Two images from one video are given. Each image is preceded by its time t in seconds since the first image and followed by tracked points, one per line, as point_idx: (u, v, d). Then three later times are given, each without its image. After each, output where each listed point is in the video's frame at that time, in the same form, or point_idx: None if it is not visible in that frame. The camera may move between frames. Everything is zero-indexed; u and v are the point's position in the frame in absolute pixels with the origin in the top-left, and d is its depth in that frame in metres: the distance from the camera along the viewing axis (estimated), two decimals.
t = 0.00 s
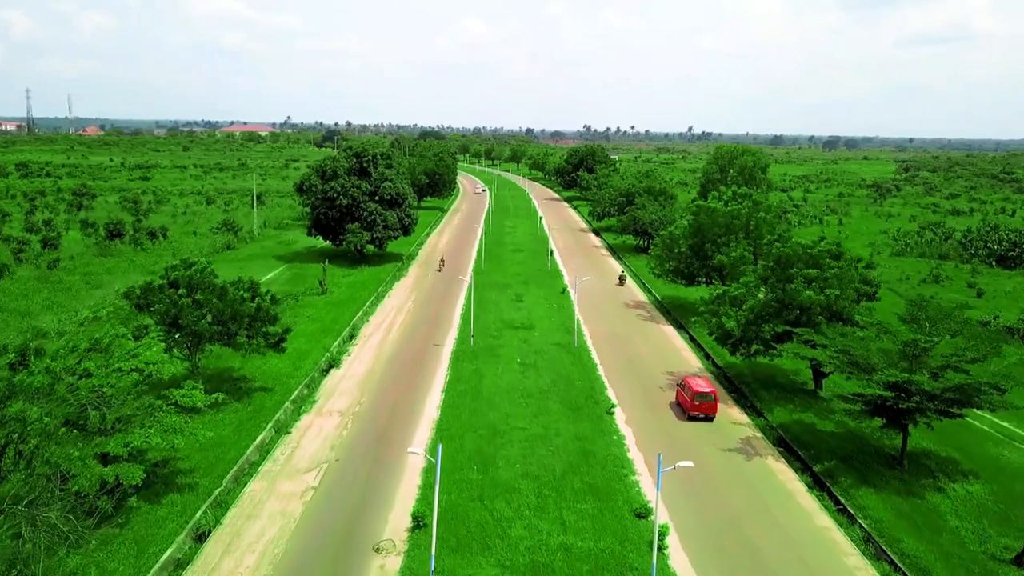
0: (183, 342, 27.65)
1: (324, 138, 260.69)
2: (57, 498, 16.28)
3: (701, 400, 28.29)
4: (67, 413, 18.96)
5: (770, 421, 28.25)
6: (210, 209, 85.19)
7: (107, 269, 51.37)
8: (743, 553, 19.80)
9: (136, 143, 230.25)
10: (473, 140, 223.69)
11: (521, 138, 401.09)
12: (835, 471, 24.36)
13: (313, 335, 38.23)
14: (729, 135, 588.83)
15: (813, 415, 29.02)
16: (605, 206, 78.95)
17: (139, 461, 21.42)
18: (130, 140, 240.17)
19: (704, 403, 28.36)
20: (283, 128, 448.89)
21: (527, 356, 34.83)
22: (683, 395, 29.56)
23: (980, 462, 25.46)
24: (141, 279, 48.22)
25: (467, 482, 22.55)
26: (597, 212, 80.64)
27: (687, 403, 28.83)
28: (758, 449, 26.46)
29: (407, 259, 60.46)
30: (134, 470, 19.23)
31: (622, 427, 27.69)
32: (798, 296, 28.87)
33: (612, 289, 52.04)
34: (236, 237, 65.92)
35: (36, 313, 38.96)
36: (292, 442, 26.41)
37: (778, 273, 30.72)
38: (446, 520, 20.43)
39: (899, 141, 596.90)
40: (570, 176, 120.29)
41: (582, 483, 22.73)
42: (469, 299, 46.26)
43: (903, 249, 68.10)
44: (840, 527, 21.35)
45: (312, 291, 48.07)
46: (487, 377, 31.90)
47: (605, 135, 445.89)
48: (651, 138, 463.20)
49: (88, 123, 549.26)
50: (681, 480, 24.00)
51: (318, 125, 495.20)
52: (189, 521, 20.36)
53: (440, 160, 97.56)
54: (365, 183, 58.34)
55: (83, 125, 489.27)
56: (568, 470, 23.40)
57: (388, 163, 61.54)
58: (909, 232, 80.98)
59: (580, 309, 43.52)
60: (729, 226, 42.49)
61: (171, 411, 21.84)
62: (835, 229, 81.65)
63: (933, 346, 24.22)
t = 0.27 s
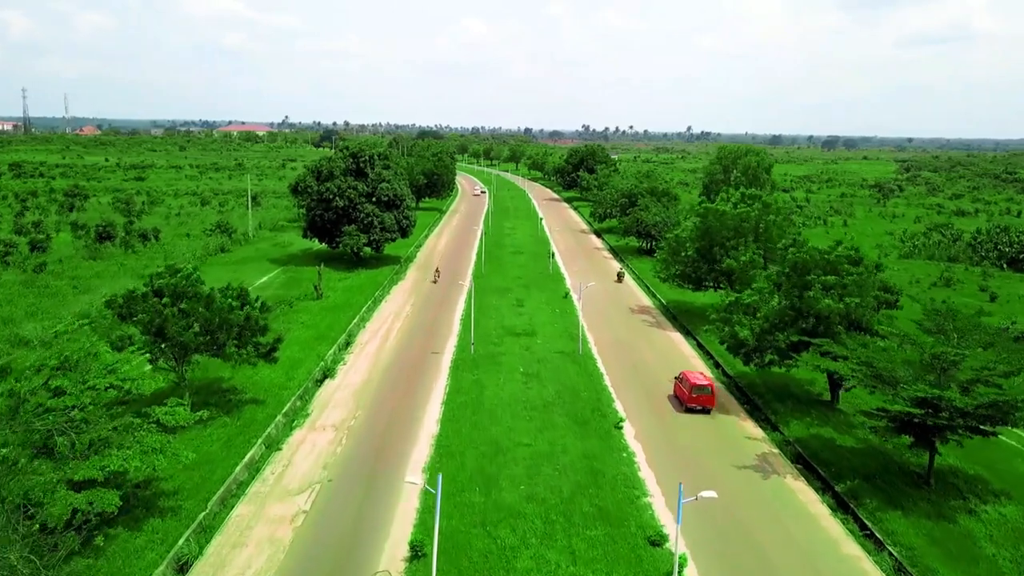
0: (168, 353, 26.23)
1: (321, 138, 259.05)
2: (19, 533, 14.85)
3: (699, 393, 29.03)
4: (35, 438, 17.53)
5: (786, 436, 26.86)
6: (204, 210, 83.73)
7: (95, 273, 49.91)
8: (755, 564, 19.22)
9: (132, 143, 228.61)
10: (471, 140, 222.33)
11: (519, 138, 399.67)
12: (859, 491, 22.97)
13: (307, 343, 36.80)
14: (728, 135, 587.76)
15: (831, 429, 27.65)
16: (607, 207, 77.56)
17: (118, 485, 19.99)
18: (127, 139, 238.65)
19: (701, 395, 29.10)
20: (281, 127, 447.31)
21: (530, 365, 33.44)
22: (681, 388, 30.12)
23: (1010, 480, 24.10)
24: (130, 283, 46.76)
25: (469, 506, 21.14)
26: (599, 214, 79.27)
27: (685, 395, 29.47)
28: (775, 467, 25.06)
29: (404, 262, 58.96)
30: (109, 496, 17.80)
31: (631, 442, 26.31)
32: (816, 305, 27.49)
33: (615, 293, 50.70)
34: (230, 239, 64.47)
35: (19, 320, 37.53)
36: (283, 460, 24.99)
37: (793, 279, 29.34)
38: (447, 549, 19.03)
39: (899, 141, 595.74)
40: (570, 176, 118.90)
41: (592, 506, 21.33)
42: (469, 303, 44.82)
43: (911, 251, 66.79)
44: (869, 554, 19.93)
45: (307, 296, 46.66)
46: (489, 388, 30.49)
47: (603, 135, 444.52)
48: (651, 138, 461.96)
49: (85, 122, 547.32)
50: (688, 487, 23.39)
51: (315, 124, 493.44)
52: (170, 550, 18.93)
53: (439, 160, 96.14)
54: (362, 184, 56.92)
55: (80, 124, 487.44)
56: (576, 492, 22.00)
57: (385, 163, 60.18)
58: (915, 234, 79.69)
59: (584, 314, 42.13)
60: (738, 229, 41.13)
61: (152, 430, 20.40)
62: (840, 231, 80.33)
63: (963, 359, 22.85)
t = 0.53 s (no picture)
0: (151, 364, 24.95)
1: (316, 137, 256.90)
2: None
3: (692, 386, 29.62)
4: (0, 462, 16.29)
5: (799, 450, 25.69)
6: (196, 211, 82.33)
7: (81, 277, 48.54)
8: (758, 567, 19.11)
9: (125, 143, 226.75)
10: (466, 140, 221.11)
11: (515, 137, 398.46)
12: (878, 510, 21.81)
13: (298, 350, 35.54)
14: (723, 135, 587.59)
15: (845, 442, 26.48)
16: (605, 209, 76.39)
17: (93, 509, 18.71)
18: (119, 139, 236.73)
19: (696, 388, 29.65)
20: (275, 127, 445.41)
21: (530, 373, 32.22)
22: (676, 381, 30.74)
23: None
24: (117, 288, 45.44)
25: (467, 529, 19.91)
26: (597, 215, 78.10)
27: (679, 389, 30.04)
28: (788, 483, 23.87)
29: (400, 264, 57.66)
30: (81, 522, 16.52)
31: (637, 457, 25.10)
32: (830, 312, 26.29)
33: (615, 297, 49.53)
34: (222, 241, 63.13)
35: None
36: (271, 477, 23.71)
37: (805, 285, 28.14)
38: None
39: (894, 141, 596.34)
40: (566, 176, 117.72)
41: (598, 529, 20.12)
42: (466, 308, 43.54)
43: (915, 253, 65.77)
44: None
45: (300, 301, 45.39)
46: (487, 398, 29.26)
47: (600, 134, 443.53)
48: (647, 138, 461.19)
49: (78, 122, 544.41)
50: (687, 488, 23.35)
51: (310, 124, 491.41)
52: None
53: (434, 160, 94.85)
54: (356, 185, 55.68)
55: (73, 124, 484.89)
56: (580, 513, 20.79)
57: (380, 164, 58.94)
58: (918, 235, 78.73)
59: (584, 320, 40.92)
60: (743, 232, 39.98)
61: (128, 451, 19.13)
62: (842, 232, 79.30)
63: (988, 370, 21.68)
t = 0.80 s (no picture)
0: (130, 379, 23.46)
1: (311, 138, 255.22)
2: None
3: (688, 379, 30.32)
4: None
5: (817, 468, 24.28)
6: (188, 213, 80.73)
7: (66, 281, 47.01)
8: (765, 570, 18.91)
9: (119, 143, 224.88)
10: (463, 140, 219.74)
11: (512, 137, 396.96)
12: (906, 536, 20.42)
13: (289, 360, 34.08)
14: (720, 135, 586.88)
15: (866, 459, 25.10)
16: (605, 210, 74.99)
17: (62, 541, 17.24)
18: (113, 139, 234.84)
19: (691, 380, 30.35)
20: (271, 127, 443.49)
21: (532, 384, 30.79)
22: (671, 374, 31.39)
23: None
24: (102, 294, 43.94)
25: (468, 560, 18.45)
26: (597, 216, 76.72)
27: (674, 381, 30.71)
28: (809, 505, 22.43)
29: (395, 268, 56.15)
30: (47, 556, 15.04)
31: (647, 477, 23.64)
32: (850, 323, 24.89)
33: (618, 301, 48.13)
34: (213, 244, 61.61)
35: None
36: (257, 500, 22.21)
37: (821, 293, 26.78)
38: None
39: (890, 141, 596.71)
40: (565, 177, 116.33)
41: (609, 559, 18.69)
42: (464, 314, 42.06)
43: (922, 256, 64.52)
44: None
45: (292, 307, 43.93)
46: (488, 412, 27.82)
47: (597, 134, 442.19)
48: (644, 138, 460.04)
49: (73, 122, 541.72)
50: (688, 492, 22.99)
51: (306, 124, 489.35)
52: None
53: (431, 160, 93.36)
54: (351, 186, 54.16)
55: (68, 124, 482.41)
56: (589, 541, 19.36)
57: (376, 164, 57.41)
58: (922, 237, 77.53)
59: (587, 327, 39.50)
60: (752, 235, 38.59)
61: (100, 479, 17.67)
62: (846, 234, 77.99)
63: None
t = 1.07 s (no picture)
0: (112, 394, 22.15)
1: (308, 138, 253.62)
2: None
3: (685, 373, 31.08)
4: None
5: (837, 486, 23.07)
6: (181, 214, 79.38)
7: (54, 286, 45.71)
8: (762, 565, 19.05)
9: (115, 143, 223.22)
10: (461, 140, 218.34)
11: (511, 137, 395.82)
12: (936, 562, 19.23)
13: (282, 369, 32.83)
14: (719, 134, 585.99)
15: (887, 476, 23.92)
16: (606, 211, 73.82)
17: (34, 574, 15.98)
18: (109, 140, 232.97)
19: (688, 374, 31.07)
20: (268, 127, 441.72)
21: (535, 395, 29.59)
22: (668, 369, 32.15)
23: None
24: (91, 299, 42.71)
25: None
26: (598, 217, 75.48)
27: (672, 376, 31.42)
28: (830, 527, 21.18)
29: (393, 270, 54.88)
30: None
31: (658, 496, 22.44)
32: (871, 333, 23.66)
33: (621, 306, 46.94)
34: (206, 246, 60.36)
35: None
36: (246, 522, 20.94)
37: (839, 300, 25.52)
38: None
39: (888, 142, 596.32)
40: (564, 177, 115.08)
41: None
42: (463, 320, 40.83)
43: (929, 258, 63.41)
44: None
45: (286, 312, 42.67)
46: (490, 425, 26.60)
47: (595, 134, 441.18)
48: (642, 138, 459.09)
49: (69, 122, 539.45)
50: (686, 487, 23.14)
51: (304, 123, 487.85)
52: None
53: (429, 160, 92.06)
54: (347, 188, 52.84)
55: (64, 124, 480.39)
56: (600, 570, 18.15)
57: (373, 165, 56.06)
58: (928, 238, 76.47)
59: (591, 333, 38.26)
60: (761, 239, 37.36)
61: (76, 506, 16.40)
62: (850, 236, 76.88)
63: None
